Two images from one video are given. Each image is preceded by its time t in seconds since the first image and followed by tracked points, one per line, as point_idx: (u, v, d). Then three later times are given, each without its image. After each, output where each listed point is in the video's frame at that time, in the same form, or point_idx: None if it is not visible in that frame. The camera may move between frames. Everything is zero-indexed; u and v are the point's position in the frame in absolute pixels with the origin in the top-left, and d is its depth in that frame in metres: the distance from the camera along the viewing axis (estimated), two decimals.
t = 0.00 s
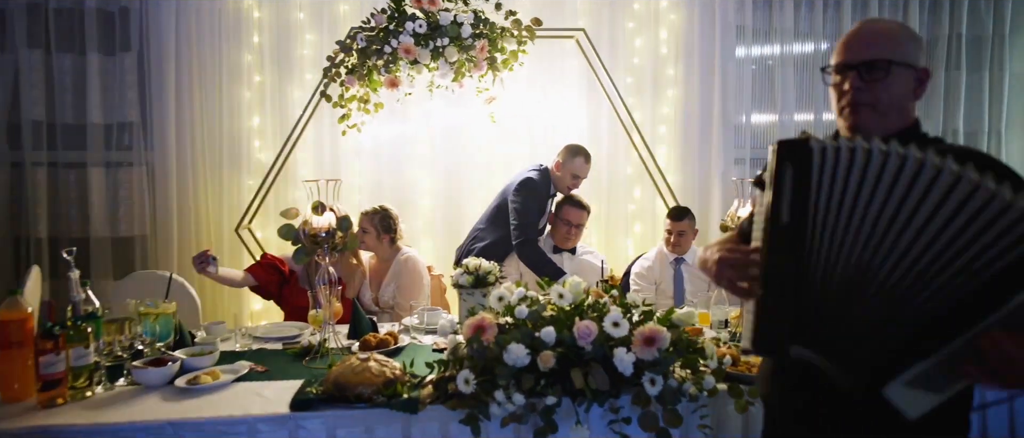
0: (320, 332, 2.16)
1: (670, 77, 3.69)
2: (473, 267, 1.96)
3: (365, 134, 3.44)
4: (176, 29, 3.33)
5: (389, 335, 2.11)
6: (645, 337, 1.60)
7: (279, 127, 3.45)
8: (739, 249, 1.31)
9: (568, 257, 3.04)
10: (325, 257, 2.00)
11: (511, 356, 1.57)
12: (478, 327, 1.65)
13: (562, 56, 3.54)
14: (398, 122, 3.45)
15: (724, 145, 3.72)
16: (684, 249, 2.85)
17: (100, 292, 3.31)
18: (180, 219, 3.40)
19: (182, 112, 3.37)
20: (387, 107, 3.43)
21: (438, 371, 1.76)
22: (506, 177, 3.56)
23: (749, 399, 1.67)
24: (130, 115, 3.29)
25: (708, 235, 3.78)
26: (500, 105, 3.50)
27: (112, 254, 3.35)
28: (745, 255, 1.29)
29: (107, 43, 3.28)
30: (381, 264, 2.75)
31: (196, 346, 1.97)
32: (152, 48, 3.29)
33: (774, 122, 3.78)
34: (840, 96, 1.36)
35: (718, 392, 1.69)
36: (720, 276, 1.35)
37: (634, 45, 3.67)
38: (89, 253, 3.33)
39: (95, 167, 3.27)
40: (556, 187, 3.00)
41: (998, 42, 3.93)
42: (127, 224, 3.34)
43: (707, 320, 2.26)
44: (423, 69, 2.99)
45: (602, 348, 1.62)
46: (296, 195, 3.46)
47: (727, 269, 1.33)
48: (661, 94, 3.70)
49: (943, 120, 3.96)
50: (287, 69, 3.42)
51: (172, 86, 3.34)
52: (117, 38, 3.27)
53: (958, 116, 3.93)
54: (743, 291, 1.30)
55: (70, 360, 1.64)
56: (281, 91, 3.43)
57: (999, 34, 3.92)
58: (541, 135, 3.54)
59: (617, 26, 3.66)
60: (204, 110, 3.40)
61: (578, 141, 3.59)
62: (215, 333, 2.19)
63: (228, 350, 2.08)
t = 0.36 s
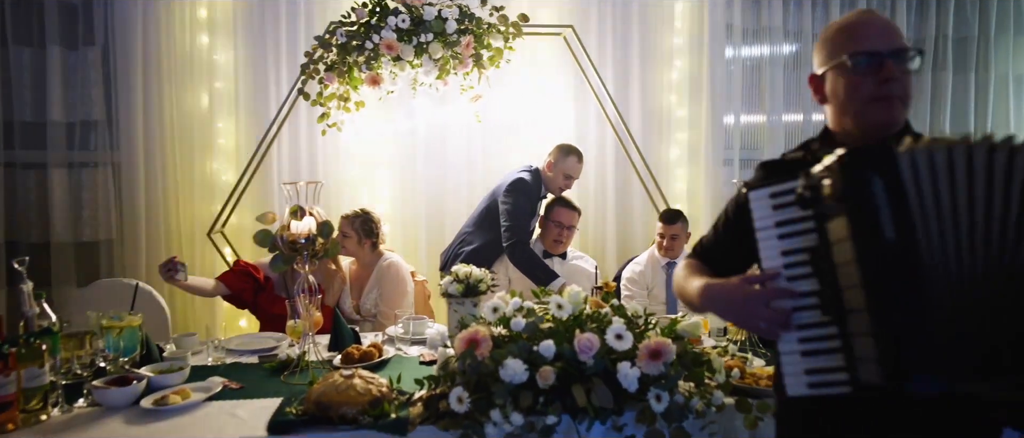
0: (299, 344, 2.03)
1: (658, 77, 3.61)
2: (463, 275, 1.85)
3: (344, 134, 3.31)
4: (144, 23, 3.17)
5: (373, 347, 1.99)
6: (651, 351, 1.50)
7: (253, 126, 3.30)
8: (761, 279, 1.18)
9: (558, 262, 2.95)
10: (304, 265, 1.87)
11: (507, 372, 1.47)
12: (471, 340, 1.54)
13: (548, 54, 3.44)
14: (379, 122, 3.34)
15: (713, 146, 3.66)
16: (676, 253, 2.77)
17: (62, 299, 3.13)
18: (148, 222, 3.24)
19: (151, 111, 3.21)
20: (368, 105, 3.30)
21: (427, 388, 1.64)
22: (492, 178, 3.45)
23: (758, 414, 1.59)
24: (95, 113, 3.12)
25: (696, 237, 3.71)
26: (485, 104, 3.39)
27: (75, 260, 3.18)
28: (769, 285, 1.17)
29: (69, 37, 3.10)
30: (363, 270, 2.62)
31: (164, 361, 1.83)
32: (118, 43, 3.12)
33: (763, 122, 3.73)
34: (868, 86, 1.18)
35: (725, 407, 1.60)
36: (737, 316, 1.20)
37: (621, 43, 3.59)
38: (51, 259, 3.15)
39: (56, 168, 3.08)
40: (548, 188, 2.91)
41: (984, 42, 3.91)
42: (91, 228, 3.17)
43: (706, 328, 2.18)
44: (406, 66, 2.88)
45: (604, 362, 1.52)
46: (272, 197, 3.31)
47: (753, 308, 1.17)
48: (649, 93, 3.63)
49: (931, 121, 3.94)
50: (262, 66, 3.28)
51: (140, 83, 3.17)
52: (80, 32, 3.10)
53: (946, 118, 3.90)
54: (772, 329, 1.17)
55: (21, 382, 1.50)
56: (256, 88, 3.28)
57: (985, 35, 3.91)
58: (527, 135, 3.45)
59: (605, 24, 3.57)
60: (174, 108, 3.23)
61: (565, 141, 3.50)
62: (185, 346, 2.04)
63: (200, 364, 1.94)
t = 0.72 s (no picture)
0: (273, 353, 1.93)
1: (642, 75, 3.56)
2: (447, 279, 1.77)
3: (320, 132, 3.21)
4: (108, 17, 3.03)
5: (352, 354, 1.90)
6: (646, 358, 1.43)
7: (225, 124, 3.17)
8: (863, 272, 0.97)
9: (543, 264, 2.87)
10: (278, 269, 1.77)
11: (496, 382, 1.39)
12: (457, 348, 1.45)
13: (530, 51, 3.37)
14: (356, 121, 3.23)
15: (697, 146, 3.62)
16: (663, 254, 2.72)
17: (22, 306, 2.99)
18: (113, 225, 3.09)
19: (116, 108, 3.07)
20: (345, 102, 3.19)
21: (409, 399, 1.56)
22: (473, 177, 3.37)
23: (756, 423, 1.53)
24: (56, 111, 2.98)
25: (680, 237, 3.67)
26: (466, 102, 3.31)
27: (36, 264, 3.03)
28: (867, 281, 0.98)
29: (29, 31, 2.96)
30: (340, 273, 2.52)
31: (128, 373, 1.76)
32: (81, 37, 2.99)
33: (746, 122, 3.70)
34: (941, 77, 1.03)
35: (722, 415, 1.54)
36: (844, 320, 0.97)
37: (604, 41, 3.53)
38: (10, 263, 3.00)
39: (15, 169, 2.94)
40: (532, 187, 2.84)
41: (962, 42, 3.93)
42: (53, 231, 3.02)
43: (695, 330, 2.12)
44: (384, 62, 2.78)
45: (597, 370, 1.45)
46: (245, 198, 3.19)
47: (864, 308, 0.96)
48: (632, 92, 3.57)
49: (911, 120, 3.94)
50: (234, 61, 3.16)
51: (104, 79, 3.04)
52: (40, 26, 2.96)
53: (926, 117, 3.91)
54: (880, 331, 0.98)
55: None
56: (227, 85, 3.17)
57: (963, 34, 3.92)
58: (509, 134, 3.37)
59: (588, 20, 3.51)
60: (141, 106, 3.10)
61: (547, 140, 3.42)
62: (151, 355, 1.93)
63: (167, 375, 1.83)
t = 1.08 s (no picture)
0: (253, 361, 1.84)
1: (632, 72, 3.50)
2: (436, 284, 1.69)
3: (302, 131, 3.11)
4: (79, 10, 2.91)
5: (336, 363, 1.82)
6: (648, 368, 1.36)
7: (202, 122, 3.06)
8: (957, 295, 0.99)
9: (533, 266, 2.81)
10: (258, 275, 1.68)
11: (490, 394, 1.31)
12: (448, 358, 1.38)
13: (518, 47, 3.29)
14: (340, 120, 3.14)
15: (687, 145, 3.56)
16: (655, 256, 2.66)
17: None
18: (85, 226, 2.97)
19: (87, 106, 2.95)
20: (328, 99, 3.10)
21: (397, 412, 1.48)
22: (460, 177, 3.29)
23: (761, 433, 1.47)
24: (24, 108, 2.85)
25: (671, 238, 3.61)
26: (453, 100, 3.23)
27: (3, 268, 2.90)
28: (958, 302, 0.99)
29: None
30: (340, 275, 2.58)
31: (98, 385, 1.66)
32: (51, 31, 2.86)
33: (737, 121, 3.65)
34: None
35: (724, 425, 1.48)
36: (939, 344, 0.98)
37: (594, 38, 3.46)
38: None
39: None
40: (524, 188, 2.78)
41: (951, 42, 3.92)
42: (21, 233, 2.89)
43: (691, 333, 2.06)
44: (369, 59, 2.69)
45: (596, 380, 1.38)
46: (223, 198, 3.08)
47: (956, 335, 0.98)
48: (622, 90, 3.51)
49: (901, 120, 3.92)
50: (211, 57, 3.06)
51: (76, 75, 2.92)
52: (7, 19, 2.83)
53: (916, 117, 3.89)
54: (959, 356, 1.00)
55: None
56: (205, 82, 3.06)
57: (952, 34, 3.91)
58: (497, 133, 3.30)
59: (578, 17, 3.44)
60: (114, 103, 2.98)
61: (535, 139, 3.35)
62: (122, 366, 1.83)
63: (139, 387, 1.73)
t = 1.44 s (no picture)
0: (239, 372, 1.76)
1: (628, 71, 3.44)
2: (431, 291, 1.61)
3: (291, 130, 3.02)
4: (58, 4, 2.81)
5: (326, 373, 1.73)
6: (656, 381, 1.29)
7: (188, 121, 2.98)
8: None
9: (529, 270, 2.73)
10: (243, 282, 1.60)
11: (489, 410, 1.24)
12: (445, 371, 1.30)
13: (513, 44, 3.22)
14: (330, 119, 3.06)
15: (684, 145, 3.50)
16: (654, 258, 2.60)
17: None
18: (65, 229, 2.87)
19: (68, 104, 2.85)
20: (318, 98, 3.02)
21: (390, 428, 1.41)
22: (453, 178, 3.22)
23: None
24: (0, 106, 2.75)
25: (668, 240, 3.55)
26: (446, 98, 3.15)
27: None
28: None
29: None
30: (362, 278, 2.49)
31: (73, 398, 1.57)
32: (28, 26, 2.76)
33: (734, 122, 3.60)
34: None
35: None
36: None
37: (589, 35, 3.40)
38: None
39: None
40: (521, 189, 2.71)
41: (948, 41, 3.87)
42: None
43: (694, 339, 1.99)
44: (360, 56, 2.61)
45: (601, 393, 1.30)
46: (209, 199, 2.99)
47: None
48: (618, 89, 3.45)
49: (899, 120, 3.87)
50: (197, 54, 2.98)
51: (54, 72, 2.81)
52: None
53: (914, 117, 3.83)
54: None
55: None
56: (191, 80, 2.97)
57: (950, 32, 3.86)
58: (490, 132, 3.23)
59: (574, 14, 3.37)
60: (95, 102, 2.89)
61: (530, 138, 3.28)
62: (99, 377, 1.74)
63: (117, 400, 1.64)
